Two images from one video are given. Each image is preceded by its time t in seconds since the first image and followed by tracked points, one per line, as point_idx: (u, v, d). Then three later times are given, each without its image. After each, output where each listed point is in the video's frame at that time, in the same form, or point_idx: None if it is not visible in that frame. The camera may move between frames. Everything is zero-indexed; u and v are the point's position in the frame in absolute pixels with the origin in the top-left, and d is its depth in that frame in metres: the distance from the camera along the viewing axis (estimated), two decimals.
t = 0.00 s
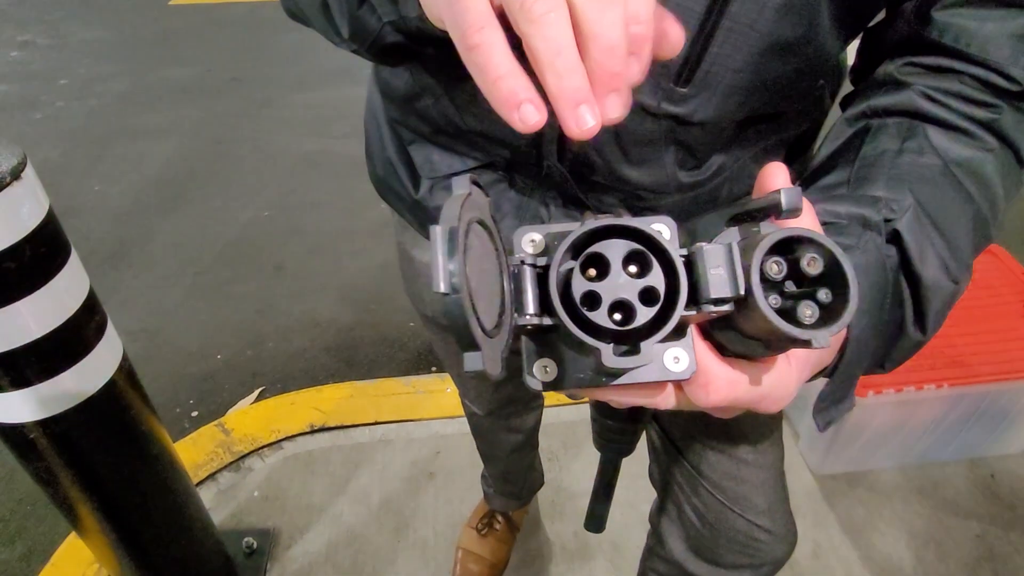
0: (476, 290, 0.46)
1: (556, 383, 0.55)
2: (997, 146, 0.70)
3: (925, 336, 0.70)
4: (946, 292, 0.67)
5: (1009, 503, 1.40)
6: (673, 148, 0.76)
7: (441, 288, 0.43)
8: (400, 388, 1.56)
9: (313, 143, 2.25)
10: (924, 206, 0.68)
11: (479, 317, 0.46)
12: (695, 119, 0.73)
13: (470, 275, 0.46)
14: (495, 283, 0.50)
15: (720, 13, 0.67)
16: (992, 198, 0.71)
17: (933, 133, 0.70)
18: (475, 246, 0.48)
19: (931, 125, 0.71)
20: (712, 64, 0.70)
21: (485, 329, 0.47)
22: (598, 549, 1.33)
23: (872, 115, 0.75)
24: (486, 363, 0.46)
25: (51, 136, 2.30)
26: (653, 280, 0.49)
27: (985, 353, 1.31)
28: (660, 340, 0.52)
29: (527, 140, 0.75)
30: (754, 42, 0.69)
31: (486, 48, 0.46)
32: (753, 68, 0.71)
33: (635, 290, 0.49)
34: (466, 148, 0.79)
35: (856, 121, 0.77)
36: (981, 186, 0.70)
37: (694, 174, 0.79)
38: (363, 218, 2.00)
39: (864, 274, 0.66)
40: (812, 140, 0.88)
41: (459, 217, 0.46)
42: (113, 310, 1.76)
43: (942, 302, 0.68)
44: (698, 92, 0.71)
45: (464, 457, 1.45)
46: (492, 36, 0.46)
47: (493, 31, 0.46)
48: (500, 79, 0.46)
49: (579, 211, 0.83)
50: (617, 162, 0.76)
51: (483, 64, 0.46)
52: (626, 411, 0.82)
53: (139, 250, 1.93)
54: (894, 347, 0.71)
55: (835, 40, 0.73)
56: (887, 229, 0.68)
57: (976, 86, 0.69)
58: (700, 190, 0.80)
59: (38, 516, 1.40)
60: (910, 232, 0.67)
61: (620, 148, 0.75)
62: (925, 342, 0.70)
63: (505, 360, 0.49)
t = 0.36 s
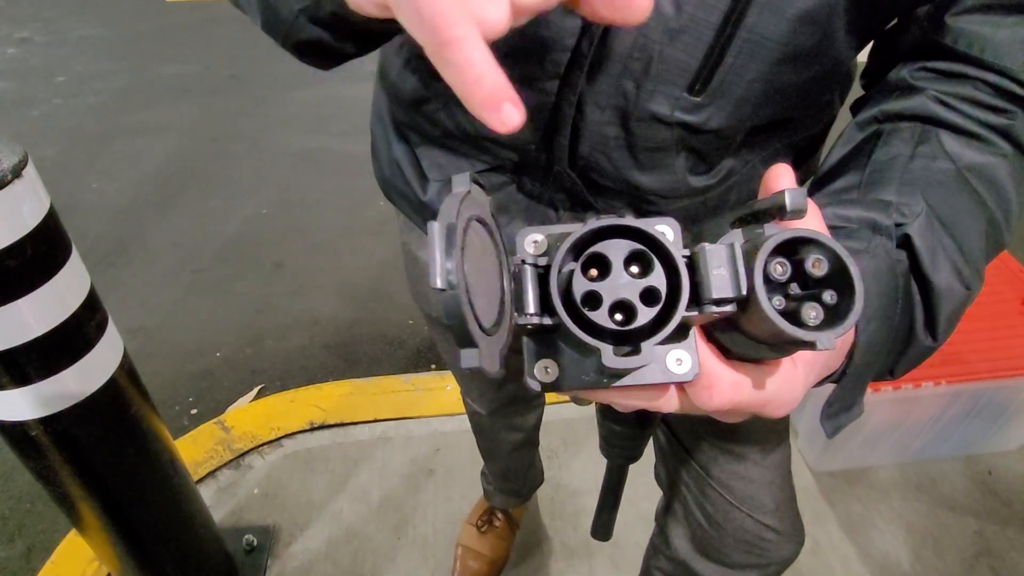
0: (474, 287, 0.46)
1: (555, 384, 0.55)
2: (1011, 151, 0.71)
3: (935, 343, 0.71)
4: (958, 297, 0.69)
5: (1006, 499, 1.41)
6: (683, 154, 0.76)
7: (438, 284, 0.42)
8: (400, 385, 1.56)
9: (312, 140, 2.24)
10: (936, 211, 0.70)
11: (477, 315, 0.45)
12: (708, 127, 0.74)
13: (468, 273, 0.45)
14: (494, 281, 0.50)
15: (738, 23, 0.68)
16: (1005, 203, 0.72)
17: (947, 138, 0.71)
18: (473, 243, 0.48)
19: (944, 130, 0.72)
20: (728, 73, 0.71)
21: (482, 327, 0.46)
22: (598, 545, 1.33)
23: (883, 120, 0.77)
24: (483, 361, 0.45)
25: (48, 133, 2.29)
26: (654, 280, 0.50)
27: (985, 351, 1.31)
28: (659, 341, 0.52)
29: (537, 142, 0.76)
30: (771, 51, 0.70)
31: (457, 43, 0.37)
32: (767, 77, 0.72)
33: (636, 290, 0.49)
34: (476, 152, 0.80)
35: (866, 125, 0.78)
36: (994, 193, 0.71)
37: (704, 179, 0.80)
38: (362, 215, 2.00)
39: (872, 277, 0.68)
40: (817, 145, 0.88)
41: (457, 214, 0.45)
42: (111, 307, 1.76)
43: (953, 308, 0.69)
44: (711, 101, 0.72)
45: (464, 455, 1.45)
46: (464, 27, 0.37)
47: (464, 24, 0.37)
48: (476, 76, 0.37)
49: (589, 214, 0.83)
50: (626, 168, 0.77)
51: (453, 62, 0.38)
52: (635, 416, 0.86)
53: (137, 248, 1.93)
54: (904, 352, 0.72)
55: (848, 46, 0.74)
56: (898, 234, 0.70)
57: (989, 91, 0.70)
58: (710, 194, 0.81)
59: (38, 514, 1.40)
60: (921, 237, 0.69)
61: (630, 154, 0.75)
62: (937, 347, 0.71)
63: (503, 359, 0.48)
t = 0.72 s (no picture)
0: (452, 293, 0.46)
1: (541, 391, 0.56)
2: (1013, 156, 0.71)
3: (933, 350, 0.72)
4: (955, 304, 0.69)
5: (1002, 497, 1.41)
6: (684, 158, 0.77)
7: (413, 290, 0.42)
8: (399, 384, 1.56)
9: (310, 139, 2.24)
10: (935, 216, 0.70)
11: (455, 322, 0.45)
12: (709, 133, 0.75)
13: (446, 278, 0.45)
14: (477, 287, 0.50)
15: (738, 32, 0.70)
16: (1006, 210, 0.72)
17: (947, 142, 0.72)
18: (453, 248, 0.48)
19: (945, 134, 0.72)
20: (729, 80, 0.72)
21: (461, 333, 0.46)
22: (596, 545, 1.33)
23: (884, 123, 0.77)
24: (461, 368, 0.45)
25: (46, 132, 2.28)
26: (639, 286, 0.51)
27: (982, 349, 1.31)
28: (644, 347, 0.53)
29: (536, 148, 0.78)
30: (771, 59, 0.71)
31: (499, 142, 0.45)
32: (768, 84, 0.73)
33: (620, 296, 0.50)
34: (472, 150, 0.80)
35: (868, 128, 0.78)
36: (995, 199, 0.71)
37: (705, 182, 0.80)
38: (360, 213, 2.00)
39: (867, 284, 0.68)
40: (819, 147, 0.88)
41: (435, 220, 0.45)
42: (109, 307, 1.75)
43: (951, 313, 0.70)
44: (712, 107, 0.73)
45: (462, 455, 1.45)
46: (506, 130, 0.45)
47: (507, 127, 0.45)
48: (514, 178, 0.45)
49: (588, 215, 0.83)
50: (627, 171, 0.78)
51: (494, 160, 0.45)
52: (630, 423, 0.91)
53: (135, 247, 1.93)
54: (901, 359, 0.73)
55: (852, 50, 0.75)
56: (895, 239, 0.70)
57: (990, 95, 0.70)
58: (710, 197, 0.81)
59: (36, 513, 1.39)
60: (918, 242, 0.69)
61: (631, 158, 0.76)
62: (933, 356, 0.72)
63: (484, 364, 0.49)
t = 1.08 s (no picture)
0: (429, 294, 0.46)
1: (524, 392, 0.55)
2: (1005, 159, 0.70)
3: (922, 352, 0.72)
4: (944, 305, 0.70)
5: (1000, 496, 1.42)
6: (678, 159, 0.77)
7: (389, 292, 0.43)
8: (398, 385, 1.57)
9: (308, 139, 2.24)
10: (925, 218, 0.70)
11: (432, 325, 0.46)
12: (703, 136, 0.75)
13: (422, 282, 0.46)
14: (456, 289, 0.50)
15: (731, 37, 0.70)
16: (999, 213, 0.71)
17: (939, 145, 0.72)
18: (430, 251, 0.48)
19: (937, 137, 0.72)
20: (722, 85, 0.72)
21: (438, 335, 0.46)
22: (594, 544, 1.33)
23: (877, 126, 0.77)
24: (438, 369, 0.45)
25: (44, 133, 2.28)
26: (619, 289, 0.52)
27: (979, 349, 1.31)
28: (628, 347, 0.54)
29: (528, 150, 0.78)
30: (765, 63, 0.71)
31: (543, 180, 0.45)
32: (762, 88, 0.73)
33: (601, 298, 0.52)
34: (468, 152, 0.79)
35: (861, 131, 0.78)
36: (987, 202, 0.71)
37: (700, 183, 0.80)
38: (358, 213, 2.00)
39: (855, 286, 0.68)
40: (813, 148, 0.89)
41: (413, 224, 0.46)
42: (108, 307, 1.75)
43: (940, 315, 0.70)
44: (706, 111, 0.74)
45: (461, 455, 1.46)
46: (549, 170, 0.45)
47: (551, 167, 0.45)
48: (556, 216, 0.46)
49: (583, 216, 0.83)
50: (621, 173, 0.78)
51: (537, 199, 0.46)
52: (625, 423, 0.91)
53: (133, 248, 1.92)
54: (891, 361, 0.73)
55: (845, 52, 0.75)
56: (884, 241, 0.70)
57: (982, 98, 0.70)
58: (704, 198, 0.81)
59: (35, 514, 1.40)
60: (907, 244, 0.70)
61: (624, 160, 0.76)
62: (922, 357, 0.72)
63: (462, 365, 0.49)
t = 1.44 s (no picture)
0: (419, 287, 0.46)
1: (516, 385, 0.55)
2: (999, 155, 0.71)
3: (916, 347, 0.72)
4: (938, 300, 0.69)
5: (1001, 494, 1.41)
6: (672, 155, 0.77)
7: (379, 284, 0.42)
8: (398, 384, 1.56)
9: (308, 139, 2.24)
10: (919, 214, 0.70)
11: (421, 316, 0.45)
12: (698, 132, 0.75)
13: (412, 274, 0.45)
14: (448, 281, 0.50)
15: (726, 34, 0.70)
16: (992, 209, 0.72)
17: (933, 142, 0.72)
18: (420, 244, 0.48)
19: (931, 134, 0.72)
20: (717, 82, 0.72)
21: (429, 327, 0.46)
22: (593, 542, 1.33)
23: (871, 122, 0.76)
24: (428, 361, 0.44)
25: (43, 133, 2.28)
26: (611, 282, 0.52)
27: (978, 347, 1.31)
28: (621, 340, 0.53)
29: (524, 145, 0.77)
30: (760, 60, 0.71)
31: (539, 191, 0.45)
32: (756, 85, 0.73)
33: (592, 291, 0.51)
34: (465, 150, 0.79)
35: (855, 128, 0.78)
36: (980, 198, 0.71)
37: (694, 179, 0.80)
38: (358, 213, 2.00)
39: (849, 281, 0.68)
40: (808, 144, 0.89)
41: (403, 217, 0.45)
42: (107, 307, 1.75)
43: (935, 310, 0.70)
44: (700, 107, 0.73)
45: (460, 454, 1.45)
46: (546, 179, 0.45)
47: (547, 175, 0.45)
48: (553, 224, 0.46)
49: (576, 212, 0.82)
50: (616, 169, 0.78)
51: (534, 209, 0.46)
52: (622, 418, 0.91)
53: (133, 248, 1.92)
54: (885, 356, 0.73)
55: (840, 48, 0.75)
56: (878, 236, 0.70)
57: (976, 94, 0.70)
58: (699, 194, 0.81)
59: (35, 514, 1.40)
60: (900, 238, 0.69)
61: (619, 156, 0.76)
62: (917, 353, 0.72)
63: (453, 358, 0.48)
